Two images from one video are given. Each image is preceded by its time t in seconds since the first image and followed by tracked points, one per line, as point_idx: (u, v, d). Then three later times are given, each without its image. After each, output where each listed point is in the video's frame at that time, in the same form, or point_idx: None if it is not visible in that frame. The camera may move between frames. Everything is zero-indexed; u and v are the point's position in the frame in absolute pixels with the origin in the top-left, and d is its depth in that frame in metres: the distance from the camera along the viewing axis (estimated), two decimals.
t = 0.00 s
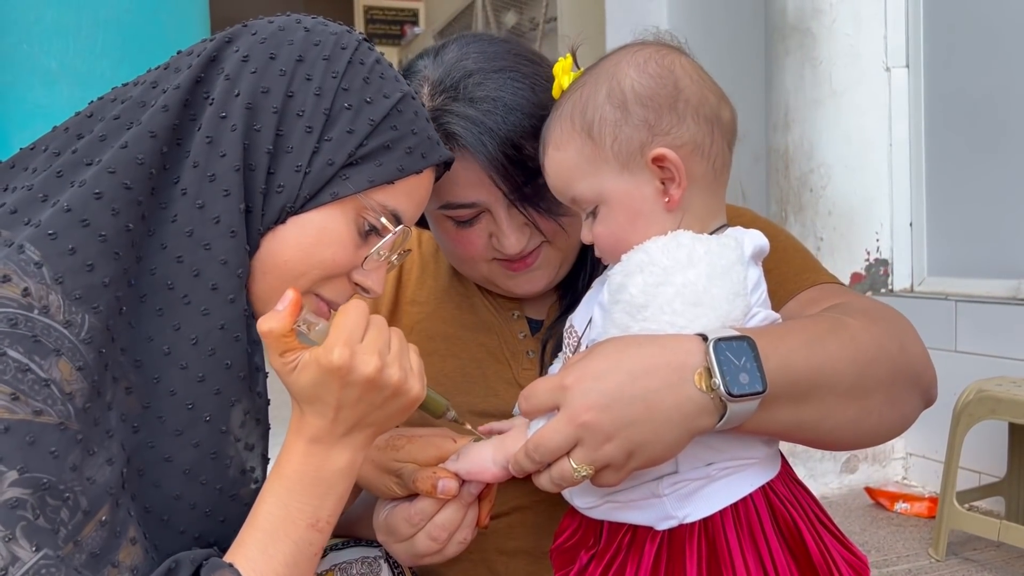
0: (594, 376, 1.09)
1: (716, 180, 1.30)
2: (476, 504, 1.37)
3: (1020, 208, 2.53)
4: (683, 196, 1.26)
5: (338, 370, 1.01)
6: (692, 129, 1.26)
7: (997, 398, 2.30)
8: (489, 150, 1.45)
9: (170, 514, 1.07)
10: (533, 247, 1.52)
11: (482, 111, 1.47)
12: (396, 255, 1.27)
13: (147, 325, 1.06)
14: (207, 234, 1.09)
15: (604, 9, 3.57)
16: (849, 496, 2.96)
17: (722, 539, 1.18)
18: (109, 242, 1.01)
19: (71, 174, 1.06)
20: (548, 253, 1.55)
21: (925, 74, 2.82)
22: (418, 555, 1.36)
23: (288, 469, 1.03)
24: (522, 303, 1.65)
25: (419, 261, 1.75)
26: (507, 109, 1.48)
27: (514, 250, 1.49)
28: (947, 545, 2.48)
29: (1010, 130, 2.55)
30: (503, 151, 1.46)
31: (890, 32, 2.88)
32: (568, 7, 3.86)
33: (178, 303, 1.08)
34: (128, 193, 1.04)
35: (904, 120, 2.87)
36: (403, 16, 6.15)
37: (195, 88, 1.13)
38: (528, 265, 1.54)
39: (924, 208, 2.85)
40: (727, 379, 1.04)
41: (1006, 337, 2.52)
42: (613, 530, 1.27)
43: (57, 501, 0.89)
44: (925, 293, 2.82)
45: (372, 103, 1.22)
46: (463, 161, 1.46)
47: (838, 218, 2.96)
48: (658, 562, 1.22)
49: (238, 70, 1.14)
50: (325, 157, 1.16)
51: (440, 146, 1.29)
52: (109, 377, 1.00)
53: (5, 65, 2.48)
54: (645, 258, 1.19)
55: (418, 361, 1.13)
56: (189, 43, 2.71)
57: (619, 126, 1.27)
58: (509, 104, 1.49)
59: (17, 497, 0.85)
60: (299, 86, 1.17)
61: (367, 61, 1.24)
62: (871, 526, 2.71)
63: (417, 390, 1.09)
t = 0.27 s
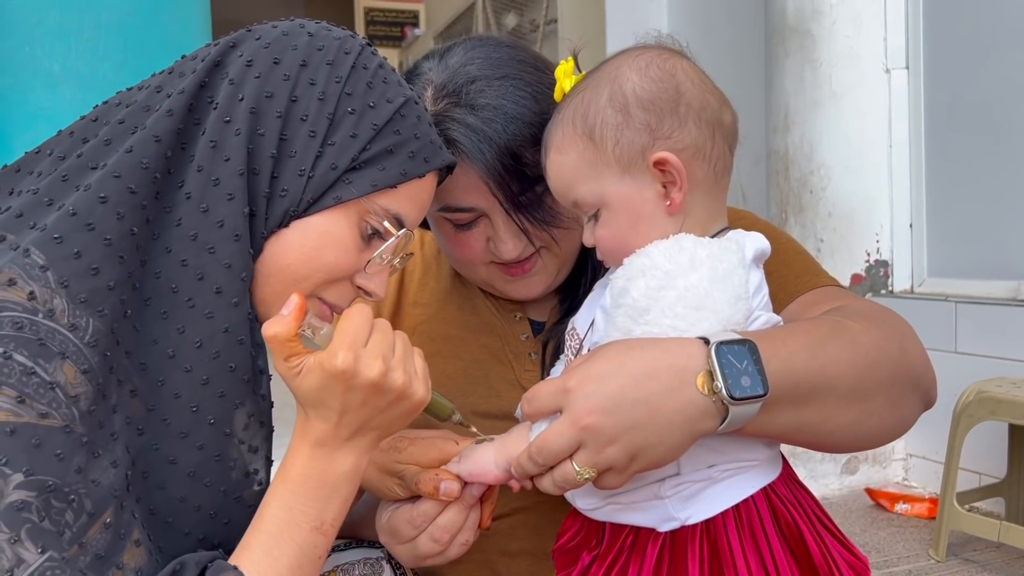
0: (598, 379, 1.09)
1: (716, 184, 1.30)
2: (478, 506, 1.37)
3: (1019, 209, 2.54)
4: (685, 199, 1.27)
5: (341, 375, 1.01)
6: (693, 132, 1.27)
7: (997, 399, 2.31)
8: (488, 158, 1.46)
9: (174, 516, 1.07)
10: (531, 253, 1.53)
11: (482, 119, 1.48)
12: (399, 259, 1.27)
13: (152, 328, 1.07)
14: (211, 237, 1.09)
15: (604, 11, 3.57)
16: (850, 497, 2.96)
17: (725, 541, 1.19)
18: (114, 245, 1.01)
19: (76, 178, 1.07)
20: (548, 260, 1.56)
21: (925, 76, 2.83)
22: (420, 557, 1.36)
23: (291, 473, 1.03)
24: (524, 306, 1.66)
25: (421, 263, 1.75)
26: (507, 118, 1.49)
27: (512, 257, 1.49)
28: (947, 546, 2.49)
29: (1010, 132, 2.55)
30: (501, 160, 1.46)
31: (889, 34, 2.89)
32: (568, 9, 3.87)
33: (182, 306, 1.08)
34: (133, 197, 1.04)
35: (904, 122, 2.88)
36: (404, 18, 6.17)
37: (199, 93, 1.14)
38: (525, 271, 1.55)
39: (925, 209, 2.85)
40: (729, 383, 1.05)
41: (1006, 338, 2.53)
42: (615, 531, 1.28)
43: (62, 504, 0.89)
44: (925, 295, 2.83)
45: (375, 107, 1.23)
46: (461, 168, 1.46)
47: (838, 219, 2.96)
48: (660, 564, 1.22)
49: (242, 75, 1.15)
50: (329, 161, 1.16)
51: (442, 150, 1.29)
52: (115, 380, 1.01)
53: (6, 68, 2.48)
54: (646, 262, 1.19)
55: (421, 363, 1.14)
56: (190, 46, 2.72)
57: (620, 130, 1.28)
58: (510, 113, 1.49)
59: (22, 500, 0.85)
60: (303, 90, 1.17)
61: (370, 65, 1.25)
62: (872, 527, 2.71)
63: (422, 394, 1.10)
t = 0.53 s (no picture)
0: (599, 381, 1.09)
1: (710, 186, 1.31)
2: (480, 507, 1.37)
3: (1020, 210, 2.54)
4: (676, 204, 1.27)
5: (343, 378, 1.01)
6: (682, 136, 1.27)
7: (997, 400, 2.31)
8: (487, 161, 1.46)
9: (177, 518, 1.07)
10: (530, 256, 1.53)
11: (483, 122, 1.48)
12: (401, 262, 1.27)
13: (156, 331, 1.07)
14: (215, 240, 1.10)
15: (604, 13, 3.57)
16: (851, 498, 2.96)
17: (726, 543, 1.19)
18: (118, 248, 1.02)
19: (81, 181, 1.07)
20: (547, 262, 1.56)
21: (925, 77, 2.83)
22: (422, 558, 1.36)
23: (293, 474, 1.03)
24: (525, 306, 1.66)
25: (421, 264, 1.76)
26: (509, 122, 1.49)
27: (511, 258, 1.49)
28: (948, 547, 2.49)
29: (1010, 133, 2.55)
30: (501, 165, 1.47)
31: (889, 35, 2.89)
32: (569, 10, 3.88)
33: (186, 309, 1.08)
34: (137, 200, 1.05)
35: (904, 123, 2.88)
36: (404, 20, 6.07)
37: (203, 97, 1.14)
38: (524, 272, 1.55)
39: (925, 210, 2.85)
40: (733, 386, 1.05)
41: (1007, 339, 2.53)
42: (616, 533, 1.28)
43: (66, 506, 0.89)
44: (925, 296, 2.83)
45: (378, 111, 1.23)
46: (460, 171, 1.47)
47: (838, 220, 2.97)
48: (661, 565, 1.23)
49: (246, 79, 1.15)
50: (332, 165, 1.17)
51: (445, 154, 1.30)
52: (119, 383, 1.01)
53: (8, 70, 2.48)
54: (646, 265, 1.20)
55: (421, 366, 1.14)
56: (190, 48, 2.72)
57: (609, 138, 1.28)
58: (511, 117, 1.50)
59: (26, 501, 0.85)
60: (307, 94, 1.17)
61: (374, 69, 1.25)
62: (873, 528, 2.71)
63: (422, 395, 1.10)
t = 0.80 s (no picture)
0: (599, 383, 1.10)
1: (714, 189, 1.31)
2: (479, 509, 1.37)
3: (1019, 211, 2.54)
4: (680, 206, 1.27)
5: (342, 380, 1.02)
6: (687, 138, 1.28)
7: (997, 401, 2.31)
8: (486, 159, 1.47)
9: (178, 520, 1.08)
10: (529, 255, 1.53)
11: (481, 120, 1.48)
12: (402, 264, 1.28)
13: (157, 333, 1.07)
14: (216, 243, 1.10)
15: (604, 15, 3.57)
16: (851, 499, 2.96)
17: (725, 543, 1.19)
18: (121, 251, 1.02)
19: (83, 184, 1.07)
20: (548, 260, 1.56)
21: (924, 79, 2.83)
22: (421, 559, 1.37)
23: (291, 477, 1.04)
24: (525, 307, 1.67)
25: (421, 266, 1.76)
26: (506, 119, 1.50)
27: (510, 256, 1.49)
28: (947, 548, 2.49)
29: (1009, 135, 2.56)
30: (500, 162, 1.47)
31: (888, 37, 2.89)
32: (569, 12, 3.88)
33: (187, 311, 1.09)
34: (139, 203, 1.05)
35: (903, 125, 2.88)
36: (403, 22, 6.09)
37: (205, 100, 1.14)
38: (524, 271, 1.55)
39: (924, 211, 2.86)
40: (732, 387, 1.05)
41: (1006, 341, 2.53)
42: (616, 533, 1.28)
43: (67, 508, 0.90)
44: (925, 297, 2.83)
45: (380, 114, 1.23)
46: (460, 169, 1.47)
47: (838, 222, 2.97)
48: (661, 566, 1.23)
49: (248, 82, 1.15)
50: (333, 168, 1.17)
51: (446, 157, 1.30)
52: (120, 385, 1.01)
53: (9, 73, 2.48)
54: (648, 266, 1.20)
55: (419, 369, 1.14)
56: (191, 51, 2.73)
57: (614, 139, 1.29)
58: (508, 114, 1.50)
59: (27, 504, 0.86)
60: (308, 97, 1.18)
61: (375, 72, 1.25)
62: (872, 529, 2.72)
63: (420, 398, 1.10)
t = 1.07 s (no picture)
0: (598, 385, 1.10)
1: (714, 192, 1.31)
2: (476, 510, 1.38)
3: (1018, 213, 2.55)
4: (682, 208, 1.27)
5: (336, 383, 1.01)
6: (688, 140, 1.28)
7: (995, 402, 2.32)
8: (486, 152, 1.47)
9: (174, 522, 1.08)
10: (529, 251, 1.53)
11: (481, 113, 1.49)
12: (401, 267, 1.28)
13: (154, 335, 1.08)
14: (214, 245, 1.10)
15: (603, 16, 3.57)
16: (849, 501, 2.96)
17: (723, 545, 1.19)
18: (118, 253, 1.02)
19: (81, 186, 1.08)
20: (548, 256, 1.56)
21: (923, 80, 2.84)
22: (419, 560, 1.37)
23: (288, 480, 1.04)
24: (523, 308, 1.67)
25: (420, 268, 1.76)
26: (506, 112, 1.50)
27: (511, 252, 1.49)
28: (946, 549, 2.49)
29: (1008, 137, 2.56)
30: (501, 154, 1.48)
31: (887, 38, 2.90)
32: (568, 12, 3.88)
33: (184, 313, 1.09)
34: (137, 205, 1.05)
35: (901, 126, 2.89)
36: (402, 23, 6.07)
37: (203, 102, 1.15)
38: (525, 268, 1.55)
39: (923, 212, 2.86)
40: (731, 390, 1.05)
41: (1004, 342, 2.53)
42: (614, 535, 1.29)
43: (63, 511, 0.90)
44: (923, 298, 2.84)
45: (378, 117, 1.23)
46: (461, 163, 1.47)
47: (836, 223, 2.97)
48: (659, 567, 1.23)
49: (246, 84, 1.15)
50: (330, 170, 1.17)
51: (445, 161, 1.30)
52: (117, 387, 1.01)
53: (8, 75, 2.48)
54: (649, 268, 1.20)
55: (416, 371, 1.14)
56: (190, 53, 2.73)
57: (616, 139, 1.29)
58: (507, 108, 1.51)
59: (23, 506, 0.86)
60: (306, 99, 1.18)
61: (374, 75, 1.25)
62: (871, 531, 2.72)
63: (416, 401, 1.10)
